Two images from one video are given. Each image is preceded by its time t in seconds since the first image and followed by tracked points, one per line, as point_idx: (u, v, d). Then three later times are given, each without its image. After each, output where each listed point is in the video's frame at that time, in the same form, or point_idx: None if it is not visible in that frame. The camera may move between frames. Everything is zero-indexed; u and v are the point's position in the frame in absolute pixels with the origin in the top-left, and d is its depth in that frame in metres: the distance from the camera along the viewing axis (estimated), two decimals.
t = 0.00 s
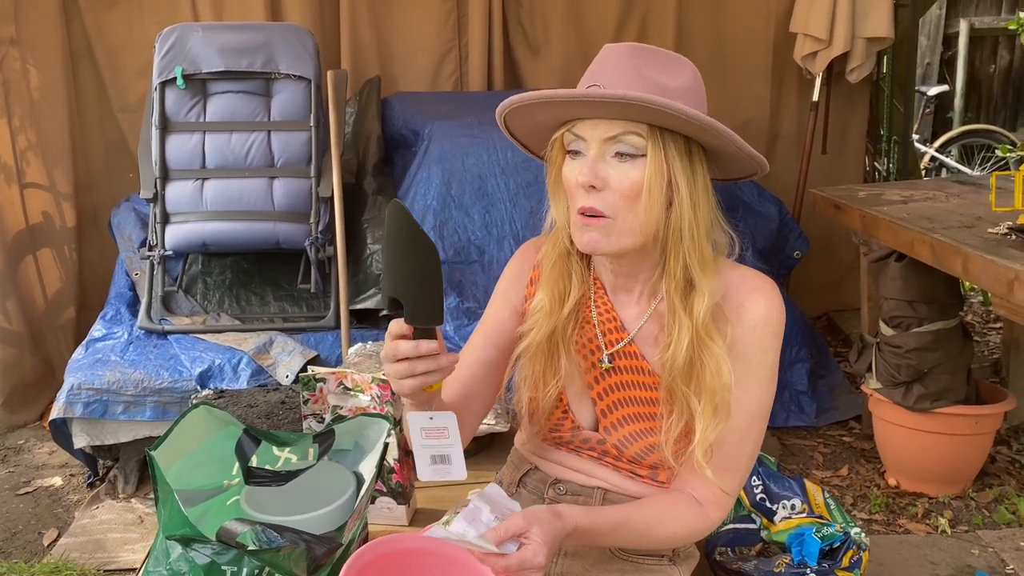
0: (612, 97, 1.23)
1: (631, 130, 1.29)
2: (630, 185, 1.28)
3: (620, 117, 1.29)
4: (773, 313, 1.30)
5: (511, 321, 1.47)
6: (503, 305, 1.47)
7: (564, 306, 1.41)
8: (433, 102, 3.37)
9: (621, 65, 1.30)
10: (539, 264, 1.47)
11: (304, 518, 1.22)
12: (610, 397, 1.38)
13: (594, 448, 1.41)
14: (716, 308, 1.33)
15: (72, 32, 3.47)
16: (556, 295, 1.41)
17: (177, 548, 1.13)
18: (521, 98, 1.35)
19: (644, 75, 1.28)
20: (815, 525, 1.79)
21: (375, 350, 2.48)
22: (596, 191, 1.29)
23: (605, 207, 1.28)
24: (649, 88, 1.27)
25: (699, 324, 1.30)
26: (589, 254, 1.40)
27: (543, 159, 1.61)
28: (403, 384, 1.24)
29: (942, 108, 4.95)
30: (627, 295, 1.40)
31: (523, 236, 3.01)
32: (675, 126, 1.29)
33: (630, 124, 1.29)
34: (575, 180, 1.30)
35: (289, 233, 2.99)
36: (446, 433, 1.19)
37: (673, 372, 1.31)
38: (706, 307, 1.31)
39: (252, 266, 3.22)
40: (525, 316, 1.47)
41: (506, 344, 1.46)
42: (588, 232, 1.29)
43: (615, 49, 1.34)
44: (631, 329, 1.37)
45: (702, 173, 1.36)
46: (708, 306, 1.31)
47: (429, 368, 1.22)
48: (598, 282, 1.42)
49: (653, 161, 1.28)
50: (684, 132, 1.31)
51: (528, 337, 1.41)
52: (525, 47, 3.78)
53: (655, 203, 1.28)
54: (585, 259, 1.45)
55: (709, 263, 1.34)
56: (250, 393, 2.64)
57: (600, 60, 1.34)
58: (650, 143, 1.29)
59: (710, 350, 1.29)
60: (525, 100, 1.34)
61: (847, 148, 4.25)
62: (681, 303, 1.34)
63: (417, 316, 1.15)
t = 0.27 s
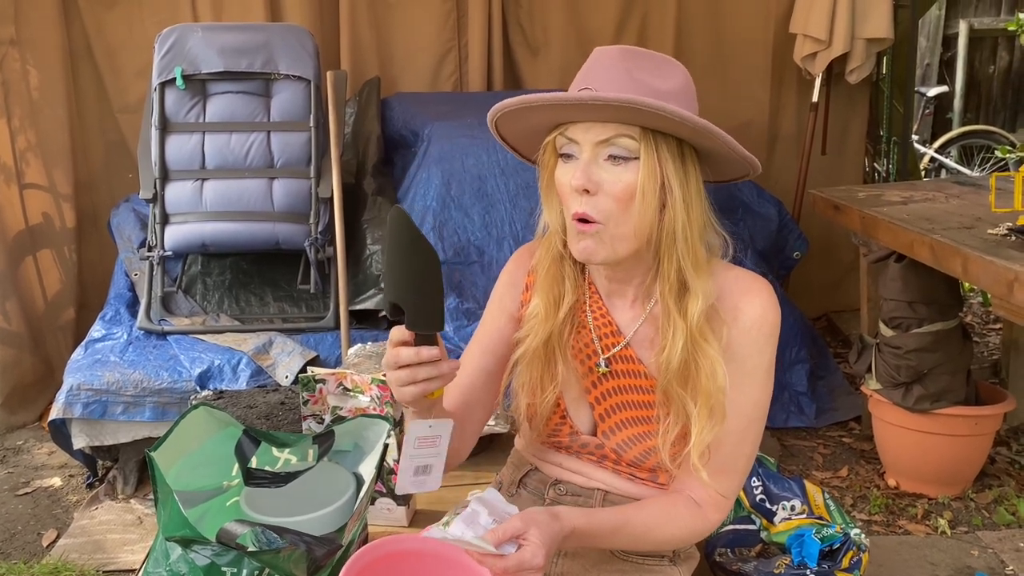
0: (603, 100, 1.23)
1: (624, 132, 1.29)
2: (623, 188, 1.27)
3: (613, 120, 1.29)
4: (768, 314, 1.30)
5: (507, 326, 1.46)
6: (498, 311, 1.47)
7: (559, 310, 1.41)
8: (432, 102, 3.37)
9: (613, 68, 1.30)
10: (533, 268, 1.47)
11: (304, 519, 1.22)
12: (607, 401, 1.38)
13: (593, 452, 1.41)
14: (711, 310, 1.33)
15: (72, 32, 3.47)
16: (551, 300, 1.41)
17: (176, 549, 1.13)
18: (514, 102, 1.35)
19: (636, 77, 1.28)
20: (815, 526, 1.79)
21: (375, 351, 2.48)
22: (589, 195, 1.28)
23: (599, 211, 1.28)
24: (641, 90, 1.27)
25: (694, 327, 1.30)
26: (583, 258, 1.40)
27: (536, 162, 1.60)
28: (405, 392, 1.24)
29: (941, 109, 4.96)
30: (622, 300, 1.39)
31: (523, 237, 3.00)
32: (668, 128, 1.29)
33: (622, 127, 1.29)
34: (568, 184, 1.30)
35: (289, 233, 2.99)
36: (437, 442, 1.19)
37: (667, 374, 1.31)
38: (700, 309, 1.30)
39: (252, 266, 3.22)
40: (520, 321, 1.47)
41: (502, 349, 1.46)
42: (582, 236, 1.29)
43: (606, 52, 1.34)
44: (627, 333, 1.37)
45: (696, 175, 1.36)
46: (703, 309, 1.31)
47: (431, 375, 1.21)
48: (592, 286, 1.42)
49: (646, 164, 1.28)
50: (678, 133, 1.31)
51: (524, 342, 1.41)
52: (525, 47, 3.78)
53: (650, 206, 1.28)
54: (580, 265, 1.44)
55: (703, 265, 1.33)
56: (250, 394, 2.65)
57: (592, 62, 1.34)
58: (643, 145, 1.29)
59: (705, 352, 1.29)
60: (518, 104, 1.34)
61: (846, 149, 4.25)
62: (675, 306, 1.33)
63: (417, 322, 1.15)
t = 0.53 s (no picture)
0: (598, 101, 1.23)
1: (619, 133, 1.28)
2: (619, 188, 1.27)
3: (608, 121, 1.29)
4: (764, 312, 1.30)
5: (504, 328, 1.46)
6: (495, 313, 1.47)
7: (557, 311, 1.40)
8: (432, 103, 3.37)
9: (607, 69, 1.30)
10: (530, 270, 1.46)
11: (304, 519, 1.22)
12: (605, 402, 1.37)
13: (592, 453, 1.40)
14: (706, 309, 1.33)
15: (72, 33, 3.47)
16: (548, 301, 1.41)
17: (176, 551, 1.11)
18: (509, 104, 1.35)
19: (630, 78, 1.28)
20: (815, 526, 1.78)
21: (375, 351, 2.48)
22: (585, 196, 1.28)
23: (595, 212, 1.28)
24: (636, 91, 1.27)
25: (690, 326, 1.30)
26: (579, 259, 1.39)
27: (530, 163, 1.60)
28: (407, 398, 1.24)
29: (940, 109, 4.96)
30: (619, 300, 1.40)
31: (523, 237, 3.00)
32: (663, 129, 1.28)
33: (617, 127, 1.29)
34: (564, 185, 1.30)
35: (288, 234, 2.99)
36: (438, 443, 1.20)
37: (664, 372, 1.31)
38: (696, 306, 1.30)
39: (251, 267, 3.22)
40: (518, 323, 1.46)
41: (500, 351, 1.46)
42: (578, 237, 1.29)
43: (600, 53, 1.34)
44: (624, 334, 1.37)
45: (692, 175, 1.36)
46: (699, 308, 1.31)
47: (433, 381, 1.21)
48: (589, 287, 1.42)
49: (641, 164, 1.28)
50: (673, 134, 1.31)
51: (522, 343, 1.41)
52: (524, 48, 3.78)
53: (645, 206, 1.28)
54: (576, 266, 1.44)
55: (699, 263, 1.33)
56: (249, 394, 2.66)
57: (586, 63, 1.34)
58: (638, 146, 1.29)
59: (701, 351, 1.29)
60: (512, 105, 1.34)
61: (846, 150, 4.25)
62: (671, 305, 1.33)
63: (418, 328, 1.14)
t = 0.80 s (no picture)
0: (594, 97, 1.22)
1: (614, 131, 1.29)
2: (615, 185, 1.27)
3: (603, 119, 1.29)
4: (761, 312, 1.30)
5: (502, 329, 1.46)
6: (493, 315, 1.47)
7: (553, 312, 1.40)
8: (432, 103, 3.37)
9: (603, 67, 1.30)
10: (527, 271, 1.46)
11: (304, 520, 1.21)
12: (603, 404, 1.37)
13: (591, 454, 1.40)
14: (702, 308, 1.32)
15: (72, 34, 3.47)
16: (545, 302, 1.40)
17: (176, 551, 1.13)
18: (505, 103, 1.35)
19: (626, 77, 1.28)
20: (815, 526, 1.78)
21: (375, 351, 2.48)
22: (581, 193, 1.28)
23: (591, 209, 1.27)
24: (632, 89, 1.27)
25: (685, 325, 1.30)
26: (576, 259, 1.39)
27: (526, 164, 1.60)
28: (403, 400, 1.24)
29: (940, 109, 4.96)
30: (615, 300, 1.40)
31: (523, 238, 3.00)
32: (659, 126, 1.28)
33: (613, 126, 1.29)
34: (560, 183, 1.29)
35: (288, 234, 2.99)
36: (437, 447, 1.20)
37: (660, 371, 1.31)
38: (691, 305, 1.30)
39: (251, 267, 3.22)
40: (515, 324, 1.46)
41: (498, 353, 1.46)
42: (574, 234, 1.28)
43: (596, 52, 1.34)
44: (621, 334, 1.37)
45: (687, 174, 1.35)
46: (695, 308, 1.30)
47: (430, 383, 1.21)
48: (586, 288, 1.42)
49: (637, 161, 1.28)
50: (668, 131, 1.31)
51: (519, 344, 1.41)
52: (524, 48, 3.78)
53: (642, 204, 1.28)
54: (573, 266, 1.44)
55: (695, 262, 1.33)
56: (249, 395, 2.66)
57: (582, 62, 1.34)
58: (634, 144, 1.29)
59: (696, 349, 1.29)
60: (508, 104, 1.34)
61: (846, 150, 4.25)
62: (667, 303, 1.33)
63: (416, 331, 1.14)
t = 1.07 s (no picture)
0: (594, 96, 1.22)
1: (614, 131, 1.29)
2: (615, 184, 1.27)
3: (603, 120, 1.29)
4: (759, 312, 1.29)
5: (501, 331, 1.46)
6: (493, 316, 1.47)
7: (552, 313, 1.40)
8: (432, 103, 3.37)
9: (603, 68, 1.30)
10: (527, 271, 1.46)
11: (303, 521, 1.21)
12: (602, 405, 1.37)
13: (591, 455, 1.40)
14: (700, 309, 1.32)
15: (72, 34, 3.47)
16: (545, 303, 1.40)
17: (175, 551, 1.13)
18: (505, 103, 1.35)
19: (626, 77, 1.28)
20: (815, 526, 1.78)
21: (374, 351, 2.48)
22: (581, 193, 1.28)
23: (591, 208, 1.27)
24: (631, 89, 1.27)
25: (683, 326, 1.30)
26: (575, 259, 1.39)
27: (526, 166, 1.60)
28: (404, 407, 1.24)
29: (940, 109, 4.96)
30: (614, 301, 1.39)
31: (522, 238, 3.00)
32: (658, 126, 1.28)
33: (613, 126, 1.29)
34: (560, 182, 1.29)
35: (288, 234, 2.99)
36: (443, 450, 1.20)
37: (658, 372, 1.31)
38: (689, 305, 1.30)
39: (250, 268, 3.22)
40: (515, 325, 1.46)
41: (497, 354, 1.45)
42: (574, 234, 1.28)
43: (595, 53, 1.34)
44: (620, 335, 1.37)
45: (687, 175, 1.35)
46: (693, 309, 1.30)
47: (430, 390, 1.21)
48: (585, 288, 1.42)
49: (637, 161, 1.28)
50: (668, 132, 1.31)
51: (518, 345, 1.41)
52: (524, 48, 3.78)
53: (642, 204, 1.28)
54: (571, 266, 1.44)
55: (694, 263, 1.33)
56: (248, 395, 2.67)
57: (582, 62, 1.34)
58: (633, 143, 1.29)
59: (693, 350, 1.29)
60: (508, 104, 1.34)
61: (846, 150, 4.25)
62: (666, 303, 1.33)
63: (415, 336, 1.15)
